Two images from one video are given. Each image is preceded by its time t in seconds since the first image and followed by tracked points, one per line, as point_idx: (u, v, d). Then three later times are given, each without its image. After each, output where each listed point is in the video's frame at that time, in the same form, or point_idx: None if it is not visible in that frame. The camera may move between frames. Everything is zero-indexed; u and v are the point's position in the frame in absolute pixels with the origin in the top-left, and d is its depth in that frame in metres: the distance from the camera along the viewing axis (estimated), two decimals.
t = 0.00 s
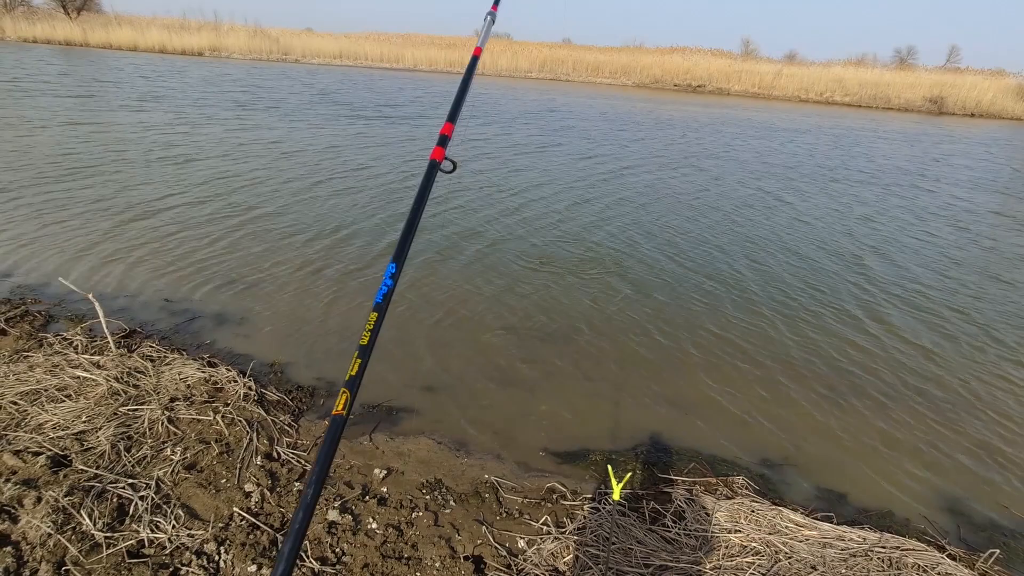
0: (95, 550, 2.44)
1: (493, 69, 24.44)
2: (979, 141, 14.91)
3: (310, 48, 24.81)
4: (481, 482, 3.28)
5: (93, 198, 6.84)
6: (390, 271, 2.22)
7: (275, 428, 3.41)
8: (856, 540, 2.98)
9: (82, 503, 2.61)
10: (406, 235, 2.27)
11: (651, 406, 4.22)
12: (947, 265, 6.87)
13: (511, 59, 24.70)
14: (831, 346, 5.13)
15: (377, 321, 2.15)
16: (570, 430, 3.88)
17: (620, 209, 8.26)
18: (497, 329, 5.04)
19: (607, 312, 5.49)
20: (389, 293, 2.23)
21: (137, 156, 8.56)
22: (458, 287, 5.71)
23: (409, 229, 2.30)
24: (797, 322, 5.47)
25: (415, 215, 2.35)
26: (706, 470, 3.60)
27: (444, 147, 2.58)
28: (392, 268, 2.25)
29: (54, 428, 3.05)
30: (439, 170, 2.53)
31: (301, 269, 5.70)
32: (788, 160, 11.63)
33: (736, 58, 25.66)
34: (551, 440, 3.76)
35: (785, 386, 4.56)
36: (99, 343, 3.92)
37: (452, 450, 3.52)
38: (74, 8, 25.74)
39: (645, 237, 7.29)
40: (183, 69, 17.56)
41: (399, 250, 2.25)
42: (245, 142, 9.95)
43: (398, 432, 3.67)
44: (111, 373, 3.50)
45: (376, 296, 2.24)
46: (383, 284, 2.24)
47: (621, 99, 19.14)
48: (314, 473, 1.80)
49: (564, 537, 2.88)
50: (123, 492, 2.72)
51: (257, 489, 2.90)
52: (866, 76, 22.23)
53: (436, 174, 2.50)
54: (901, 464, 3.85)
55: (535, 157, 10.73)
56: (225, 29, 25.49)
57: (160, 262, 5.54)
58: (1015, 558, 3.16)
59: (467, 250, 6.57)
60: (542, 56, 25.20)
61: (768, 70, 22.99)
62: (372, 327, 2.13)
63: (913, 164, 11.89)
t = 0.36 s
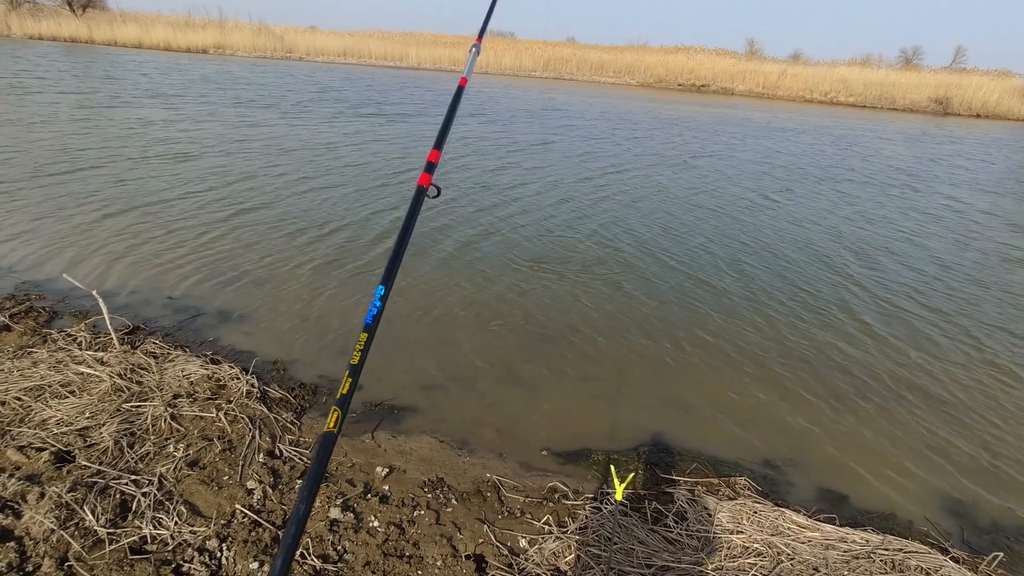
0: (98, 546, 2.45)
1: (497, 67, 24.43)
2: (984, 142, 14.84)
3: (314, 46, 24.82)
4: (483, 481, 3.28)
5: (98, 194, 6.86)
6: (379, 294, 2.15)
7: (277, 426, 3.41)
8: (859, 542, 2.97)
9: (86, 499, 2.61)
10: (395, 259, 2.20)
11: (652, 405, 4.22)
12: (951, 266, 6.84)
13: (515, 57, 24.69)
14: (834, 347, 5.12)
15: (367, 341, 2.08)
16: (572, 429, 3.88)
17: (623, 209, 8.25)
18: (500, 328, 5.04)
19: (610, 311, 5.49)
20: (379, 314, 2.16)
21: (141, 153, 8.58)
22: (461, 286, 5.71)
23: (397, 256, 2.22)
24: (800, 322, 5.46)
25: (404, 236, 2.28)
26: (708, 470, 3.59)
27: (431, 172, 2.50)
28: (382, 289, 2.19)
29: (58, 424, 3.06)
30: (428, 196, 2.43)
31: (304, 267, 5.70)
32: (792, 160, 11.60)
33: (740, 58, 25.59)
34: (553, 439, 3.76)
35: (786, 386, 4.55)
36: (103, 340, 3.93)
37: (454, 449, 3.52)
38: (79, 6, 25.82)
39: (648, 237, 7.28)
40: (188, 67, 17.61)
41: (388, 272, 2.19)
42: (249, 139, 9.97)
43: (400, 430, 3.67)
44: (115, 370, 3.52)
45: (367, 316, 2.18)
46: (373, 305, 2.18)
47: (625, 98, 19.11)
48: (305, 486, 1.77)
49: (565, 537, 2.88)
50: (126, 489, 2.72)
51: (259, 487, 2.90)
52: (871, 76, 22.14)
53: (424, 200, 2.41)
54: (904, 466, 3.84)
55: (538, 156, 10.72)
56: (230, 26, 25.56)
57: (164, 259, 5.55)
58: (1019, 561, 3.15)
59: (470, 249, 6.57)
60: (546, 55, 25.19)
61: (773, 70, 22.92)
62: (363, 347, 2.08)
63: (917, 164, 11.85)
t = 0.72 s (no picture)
0: (103, 541, 2.45)
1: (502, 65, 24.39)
2: (992, 141, 14.74)
3: (320, 43, 24.83)
4: (486, 478, 3.28)
5: (104, 190, 6.88)
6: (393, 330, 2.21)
7: (281, 422, 3.42)
8: (863, 543, 2.96)
9: (91, 494, 2.62)
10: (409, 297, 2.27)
11: (655, 404, 4.20)
12: (958, 265, 6.80)
13: (519, 56, 24.66)
14: (840, 347, 5.09)
15: (382, 376, 2.12)
16: (575, 427, 3.88)
17: (628, 207, 8.22)
18: (505, 326, 5.03)
19: (615, 309, 5.47)
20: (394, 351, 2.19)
21: (147, 149, 8.59)
22: (465, 283, 5.70)
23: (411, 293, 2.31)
24: (805, 322, 5.44)
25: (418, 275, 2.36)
26: (712, 470, 3.58)
27: (442, 216, 2.65)
28: (395, 327, 2.24)
29: (64, 419, 3.07)
30: (439, 238, 2.57)
31: (308, 264, 5.71)
32: (798, 159, 11.54)
33: (746, 56, 25.47)
34: (556, 437, 3.75)
35: (790, 386, 4.53)
36: (109, 335, 3.94)
37: (457, 446, 3.52)
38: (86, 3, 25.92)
39: (653, 235, 7.25)
40: (193, 63, 17.65)
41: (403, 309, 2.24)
42: (254, 136, 9.98)
43: (404, 427, 3.68)
44: (120, 365, 3.53)
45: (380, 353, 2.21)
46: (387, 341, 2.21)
47: (630, 96, 19.06)
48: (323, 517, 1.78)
49: (569, 535, 2.87)
50: (131, 484, 2.73)
51: (264, 483, 2.91)
52: (878, 75, 22.01)
53: (435, 241, 2.54)
54: (909, 466, 3.82)
55: (542, 153, 10.70)
56: (235, 23, 25.60)
57: (169, 255, 5.56)
58: None
59: (474, 247, 6.56)
60: (551, 52, 25.13)
61: (778, 68, 22.81)
62: (377, 383, 2.10)
63: (925, 164, 11.77)
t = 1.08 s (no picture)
0: (110, 533, 2.45)
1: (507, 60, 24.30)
2: (1001, 139, 14.61)
3: (325, 37, 24.79)
4: (492, 474, 3.27)
5: (110, 184, 6.89)
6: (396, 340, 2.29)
7: (287, 416, 3.42)
8: (870, 542, 2.94)
9: (99, 487, 2.63)
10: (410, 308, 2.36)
11: (660, 402, 4.18)
12: (967, 264, 6.74)
13: (525, 51, 24.58)
14: (848, 345, 5.06)
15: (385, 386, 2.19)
16: (580, 424, 3.87)
17: (634, 203, 8.19)
18: (510, 322, 5.03)
19: (621, 306, 5.45)
20: (396, 360, 2.28)
21: (153, 142, 8.60)
22: (471, 279, 5.69)
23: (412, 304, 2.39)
24: (812, 320, 5.41)
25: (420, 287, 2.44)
26: (717, 468, 3.57)
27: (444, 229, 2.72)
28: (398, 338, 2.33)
29: (71, 411, 3.08)
30: (440, 251, 2.65)
31: (314, 258, 5.70)
32: (805, 156, 11.46)
33: (753, 52, 25.30)
34: (561, 434, 3.74)
35: (796, 384, 4.51)
36: (115, 328, 3.95)
37: (463, 442, 3.51)
38: None
39: (659, 232, 7.22)
40: (200, 57, 17.66)
41: (405, 320, 2.33)
42: (260, 130, 9.98)
43: (409, 422, 3.68)
44: (127, 358, 3.54)
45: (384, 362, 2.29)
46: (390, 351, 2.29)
47: (636, 92, 18.95)
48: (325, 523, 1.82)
49: (574, 532, 2.86)
50: (138, 477, 2.74)
51: (269, 477, 2.91)
52: (886, 72, 21.84)
53: (437, 255, 2.62)
54: (917, 466, 3.80)
55: (548, 149, 10.66)
56: (242, 17, 25.59)
57: (175, 249, 5.57)
58: None
59: (479, 243, 6.54)
60: (557, 48, 25.02)
61: (786, 64, 22.65)
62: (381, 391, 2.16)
63: (933, 162, 11.68)
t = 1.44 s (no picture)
0: (123, 521, 2.48)
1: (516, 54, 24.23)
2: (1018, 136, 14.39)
3: (335, 30, 24.77)
4: (500, 468, 3.28)
5: (123, 175, 6.93)
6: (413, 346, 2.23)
7: (297, 408, 3.44)
8: (880, 541, 2.93)
9: (112, 475, 2.66)
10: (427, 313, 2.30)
11: (668, 399, 4.15)
12: (981, 263, 6.66)
13: (535, 45, 24.46)
14: (858, 343, 5.02)
15: (402, 391, 2.13)
16: (588, 419, 3.86)
17: (643, 198, 8.15)
18: (520, 316, 5.02)
19: (629, 302, 5.43)
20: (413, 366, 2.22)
21: (164, 134, 8.64)
22: (479, 273, 5.69)
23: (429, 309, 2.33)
24: (823, 317, 5.36)
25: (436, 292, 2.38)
26: (726, 464, 3.56)
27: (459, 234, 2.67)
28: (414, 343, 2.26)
29: (85, 400, 3.12)
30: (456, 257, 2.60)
31: (323, 251, 5.72)
32: (817, 152, 11.35)
33: (765, 46, 25.03)
34: (569, 429, 3.75)
35: (807, 381, 4.49)
36: (128, 319, 3.99)
37: (471, 435, 3.52)
38: None
39: (669, 227, 7.17)
40: (211, 49, 17.71)
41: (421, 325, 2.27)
42: (270, 122, 10.00)
43: (418, 415, 3.69)
44: (139, 348, 3.57)
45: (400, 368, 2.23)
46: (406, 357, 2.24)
47: (646, 86, 18.81)
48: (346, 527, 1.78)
49: (582, 526, 2.87)
50: (150, 466, 2.76)
51: (280, 467, 2.93)
52: (900, 67, 21.54)
53: (453, 260, 2.57)
54: (928, 465, 3.76)
55: (557, 143, 10.61)
56: (252, 9, 25.62)
57: (186, 240, 5.60)
58: None
59: (488, 237, 6.53)
60: (567, 41, 24.86)
61: (798, 59, 22.38)
62: (398, 398, 2.11)
63: (948, 158, 11.52)
